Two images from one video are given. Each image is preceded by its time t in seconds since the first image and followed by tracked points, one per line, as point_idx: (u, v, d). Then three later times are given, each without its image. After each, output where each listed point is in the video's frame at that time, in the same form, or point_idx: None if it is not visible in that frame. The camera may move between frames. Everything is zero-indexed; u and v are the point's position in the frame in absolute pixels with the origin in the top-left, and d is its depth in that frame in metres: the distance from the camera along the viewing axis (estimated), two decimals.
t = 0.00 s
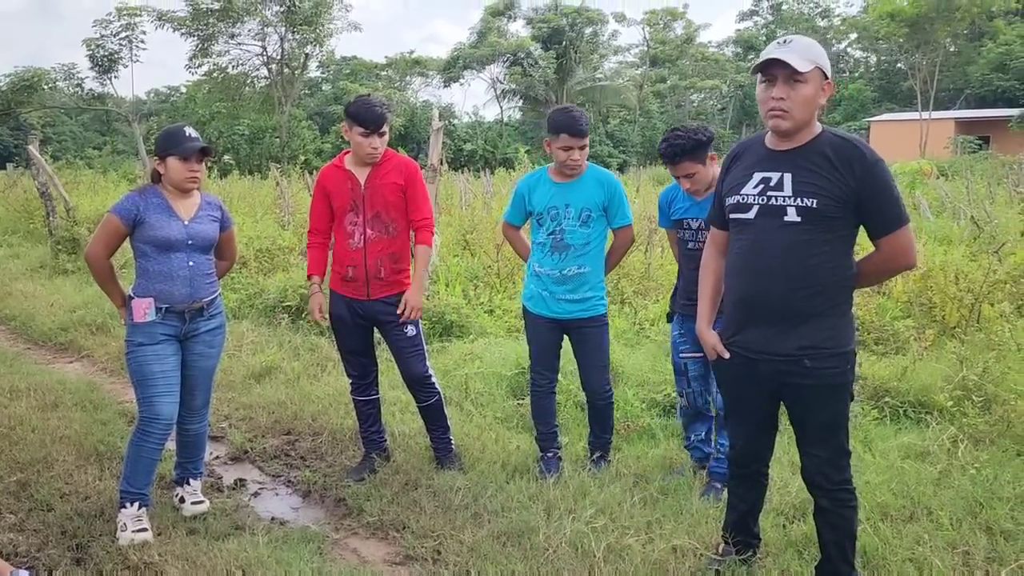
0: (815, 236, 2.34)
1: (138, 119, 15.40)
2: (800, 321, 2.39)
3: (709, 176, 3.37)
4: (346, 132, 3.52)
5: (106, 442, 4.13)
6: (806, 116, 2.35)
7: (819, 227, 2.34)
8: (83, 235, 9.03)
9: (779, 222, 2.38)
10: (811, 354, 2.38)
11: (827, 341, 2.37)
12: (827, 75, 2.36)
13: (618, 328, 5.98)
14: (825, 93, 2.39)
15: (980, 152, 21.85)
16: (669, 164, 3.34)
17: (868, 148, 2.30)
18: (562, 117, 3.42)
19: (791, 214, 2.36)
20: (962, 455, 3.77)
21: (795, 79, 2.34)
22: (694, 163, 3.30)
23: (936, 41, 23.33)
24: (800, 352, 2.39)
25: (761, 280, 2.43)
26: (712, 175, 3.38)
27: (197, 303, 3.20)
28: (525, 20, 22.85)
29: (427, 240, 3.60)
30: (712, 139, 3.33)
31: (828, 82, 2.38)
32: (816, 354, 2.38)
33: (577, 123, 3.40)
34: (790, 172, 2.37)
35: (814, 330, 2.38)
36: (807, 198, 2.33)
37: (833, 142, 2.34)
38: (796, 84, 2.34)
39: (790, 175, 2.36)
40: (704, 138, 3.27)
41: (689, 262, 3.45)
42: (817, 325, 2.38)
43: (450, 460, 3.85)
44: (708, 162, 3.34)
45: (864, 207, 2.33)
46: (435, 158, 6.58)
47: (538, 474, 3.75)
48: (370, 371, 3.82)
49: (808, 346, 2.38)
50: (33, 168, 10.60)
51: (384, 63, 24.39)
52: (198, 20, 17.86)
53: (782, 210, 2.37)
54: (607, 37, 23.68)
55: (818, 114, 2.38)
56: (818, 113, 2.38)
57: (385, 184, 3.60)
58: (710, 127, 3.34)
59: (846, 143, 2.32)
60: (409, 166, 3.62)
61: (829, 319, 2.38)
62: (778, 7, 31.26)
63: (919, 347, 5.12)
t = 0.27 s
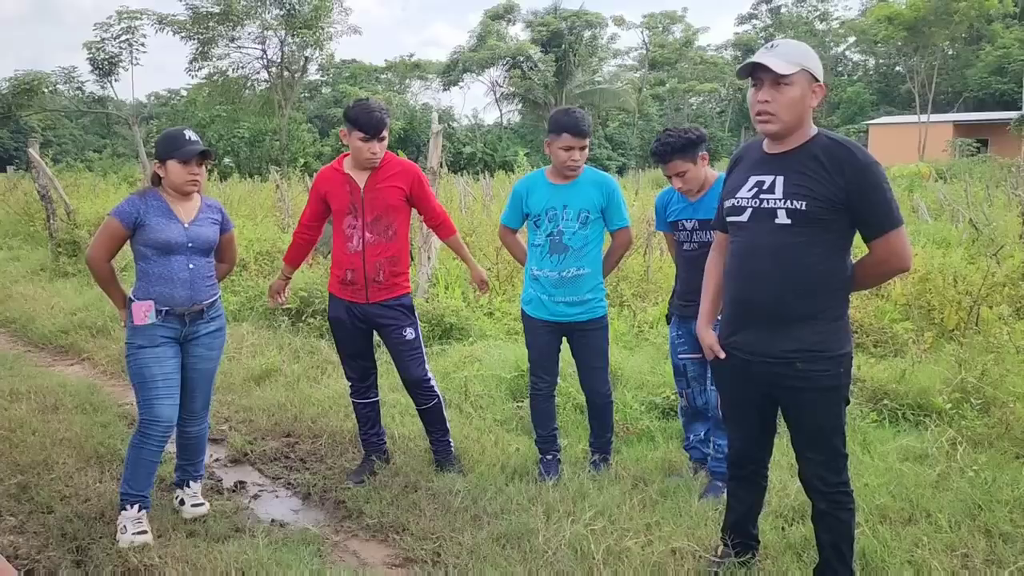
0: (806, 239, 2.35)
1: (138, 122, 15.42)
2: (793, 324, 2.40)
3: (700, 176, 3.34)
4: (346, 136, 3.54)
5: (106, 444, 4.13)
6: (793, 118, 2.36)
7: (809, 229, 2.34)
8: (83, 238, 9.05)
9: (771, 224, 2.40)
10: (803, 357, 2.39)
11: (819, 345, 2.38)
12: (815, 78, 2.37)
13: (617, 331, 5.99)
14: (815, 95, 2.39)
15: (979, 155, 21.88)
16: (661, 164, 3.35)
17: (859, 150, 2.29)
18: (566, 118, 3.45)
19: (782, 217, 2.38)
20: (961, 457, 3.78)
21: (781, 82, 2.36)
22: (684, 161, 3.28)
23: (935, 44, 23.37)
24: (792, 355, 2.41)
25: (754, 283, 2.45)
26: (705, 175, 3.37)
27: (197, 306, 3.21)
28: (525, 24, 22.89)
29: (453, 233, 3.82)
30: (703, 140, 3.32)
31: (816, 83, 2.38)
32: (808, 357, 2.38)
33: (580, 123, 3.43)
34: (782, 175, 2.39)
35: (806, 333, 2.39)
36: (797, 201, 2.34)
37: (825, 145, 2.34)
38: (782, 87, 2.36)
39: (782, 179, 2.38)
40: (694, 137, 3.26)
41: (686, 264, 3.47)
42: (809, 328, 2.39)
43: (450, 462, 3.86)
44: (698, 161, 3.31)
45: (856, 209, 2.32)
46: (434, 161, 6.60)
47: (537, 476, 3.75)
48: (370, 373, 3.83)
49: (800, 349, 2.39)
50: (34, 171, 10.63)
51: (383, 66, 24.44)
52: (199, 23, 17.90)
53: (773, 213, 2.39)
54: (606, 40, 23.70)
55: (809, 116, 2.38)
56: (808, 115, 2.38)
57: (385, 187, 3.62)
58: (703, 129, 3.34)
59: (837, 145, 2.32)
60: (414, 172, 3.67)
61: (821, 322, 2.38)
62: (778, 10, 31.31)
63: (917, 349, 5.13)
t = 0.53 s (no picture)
0: (800, 241, 2.36)
1: (137, 124, 15.42)
2: (788, 326, 2.41)
3: (697, 176, 3.34)
4: (345, 139, 3.54)
5: (105, 446, 4.13)
6: (786, 120, 2.36)
7: (803, 231, 2.35)
8: (82, 240, 9.05)
9: (767, 227, 2.42)
10: (797, 360, 2.39)
11: (814, 346, 2.37)
12: (809, 79, 2.36)
13: (616, 333, 6.00)
14: (811, 95, 2.37)
15: (978, 157, 21.90)
16: (658, 165, 3.36)
17: (853, 152, 2.29)
18: (554, 121, 3.42)
19: (776, 220, 2.39)
20: (960, 459, 3.78)
21: (774, 84, 2.36)
22: (680, 162, 3.28)
23: (933, 47, 23.39)
24: (787, 357, 2.41)
25: (750, 286, 2.47)
26: (702, 177, 3.38)
27: (196, 308, 3.21)
28: (524, 26, 22.92)
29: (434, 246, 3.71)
30: (700, 141, 3.32)
31: (812, 84, 2.36)
32: (803, 359, 2.38)
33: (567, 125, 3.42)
34: (778, 177, 2.40)
35: (800, 334, 2.39)
36: (791, 203, 2.35)
37: (820, 147, 2.34)
38: (775, 88, 2.36)
39: (778, 181, 2.39)
40: (689, 138, 3.27)
41: (685, 266, 3.46)
42: (804, 330, 2.39)
43: (449, 464, 3.85)
44: (696, 162, 3.32)
45: (851, 211, 2.31)
46: (434, 163, 6.60)
47: (537, 478, 3.75)
48: (369, 375, 3.83)
49: (794, 351, 2.39)
50: (33, 174, 10.63)
51: (383, 68, 24.45)
52: (198, 25, 17.92)
53: (769, 215, 2.41)
54: (605, 43, 23.71)
55: (803, 117, 2.37)
56: (802, 117, 2.37)
57: (383, 189, 3.61)
58: (700, 130, 3.34)
59: (832, 147, 2.31)
60: (412, 174, 3.66)
61: (817, 325, 2.38)
62: (777, 13, 31.34)
63: (917, 351, 5.14)
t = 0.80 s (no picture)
0: (802, 243, 2.35)
1: (137, 125, 15.41)
2: (789, 328, 2.40)
3: (702, 181, 3.31)
4: (346, 139, 3.53)
5: (104, 448, 4.12)
6: (787, 120, 2.35)
7: (805, 234, 2.34)
8: (82, 242, 9.03)
9: (770, 229, 2.41)
10: (798, 362, 2.39)
11: (815, 349, 2.37)
12: (811, 79, 2.34)
13: (617, 334, 5.99)
14: (813, 95, 2.36)
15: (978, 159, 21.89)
16: (663, 167, 3.34)
17: (856, 154, 2.28)
18: (538, 127, 3.44)
19: (778, 222, 2.38)
20: (961, 461, 3.77)
21: (775, 84, 2.35)
22: (684, 165, 3.25)
23: (933, 48, 23.39)
24: (788, 360, 2.40)
25: (752, 288, 2.46)
26: (707, 181, 3.33)
27: (195, 310, 3.20)
28: (524, 27, 22.91)
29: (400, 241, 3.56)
30: (706, 144, 3.28)
31: (814, 84, 2.35)
32: (804, 362, 2.38)
33: (551, 131, 3.42)
34: (781, 179, 2.39)
35: (801, 337, 2.38)
36: (793, 206, 2.35)
37: (823, 148, 2.33)
38: (776, 89, 2.35)
39: (781, 183, 2.39)
40: (695, 141, 3.24)
41: (686, 270, 3.44)
42: (806, 332, 2.38)
43: (449, 467, 3.84)
44: (702, 165, 3.28)
45: (853, 214, 2.30)
46: (433, 165, 6.58)
47: (537, 480, 3.75)
48: (369, 377, 3.82)
49: (795, 353, 2.39)
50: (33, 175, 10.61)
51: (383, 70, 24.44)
52: (198, 27, 17.92)
53: (771, 217, 2.40)
54: (605, 44, 23.70)
55: (805, 118, 2.36)
56: (804, 117, 2.36)
57: (382, 191, 3.60)
58: (706, 133, 3.30)
59: (835, 149, 2.30)
60: (409, 175, 3.62)
61: (819, 328, 2.37)
62: (777, 14, 31.34)
63: (918, 353, 5.13)
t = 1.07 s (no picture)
0: (808, 245, 2.35)
1: (137, 126, 15.41)
2: (793, 330, 2.40)
3: (715, 183, 3.29)
4: (347, 140, 3.53)
5: (104, 449, 4.12)
6: (804, 122, 2.34)
7: (812, 236, 2.34)
8: (82, 243, 9.03)
9: (776, 231, 2.41)
10: (802, 364, 2.38)
11: (819, 351, 2.36)
12: (827, 81, 2.35)
13: (618, 335, 5.98)
14: (828, 97, 2.36)
15: (978, 159, 21.88)
16: (676, 166, 3.31)
17: (864, 157, 2.28)
18: (537, 133, 3.43)
19: (785, 224, 2.38)
20: (962, 462, 3.76)
21: (793, 85, 2.34)
22: (697, 167, 3.23)
23: (933, 49, 23.38)
24: (791, 361, 2.40)
25: (756, 289, 2.46)
26: (721, 183, 3.31)
27: (196, 311, 3.20)
28: (524, 28, 22.91)
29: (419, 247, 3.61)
30: (723, 146, 3.25)
31: (829, 86, 2.36)
32: (808, 363, 2.37)
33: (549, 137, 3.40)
34: (789, 180, 2.38)
35: (805, 339, 2.38)
36: (800, 208, 2.34)
37: (831, 150, 2.33)
38: (794, 90, 2.34)
39: (789, 184, 2.38)
40: (711, 143, 3.22)
41: (692, 273, 3.43)
42: (810, 334, 2.38)
43: (450, 468, 3.84)
44: (716, 168, 3.26)
45: (860, 217, 2.30)
46: (434, 166, 6.58)
47: (538, 482, 3.74)
48: (370, 378, 3.82)
49: (799, 354, 2.38)
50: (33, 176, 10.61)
51: (383, 71, 24.45)
52: (198, 28, 17.93)
53: (778, 219, 2.40)
54: (606, 45, 23.70)
55: (820, 120, 2.36)
56: (820, 118, 2.36)
57: (384, 193, 3.60)
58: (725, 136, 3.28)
59: (843, 151, 2.30)
60: (411, 176, 3.63)
61: (823, 329, 2.37)
62: (777, 15, 31.35)
63: (918, 354, 5.13)
